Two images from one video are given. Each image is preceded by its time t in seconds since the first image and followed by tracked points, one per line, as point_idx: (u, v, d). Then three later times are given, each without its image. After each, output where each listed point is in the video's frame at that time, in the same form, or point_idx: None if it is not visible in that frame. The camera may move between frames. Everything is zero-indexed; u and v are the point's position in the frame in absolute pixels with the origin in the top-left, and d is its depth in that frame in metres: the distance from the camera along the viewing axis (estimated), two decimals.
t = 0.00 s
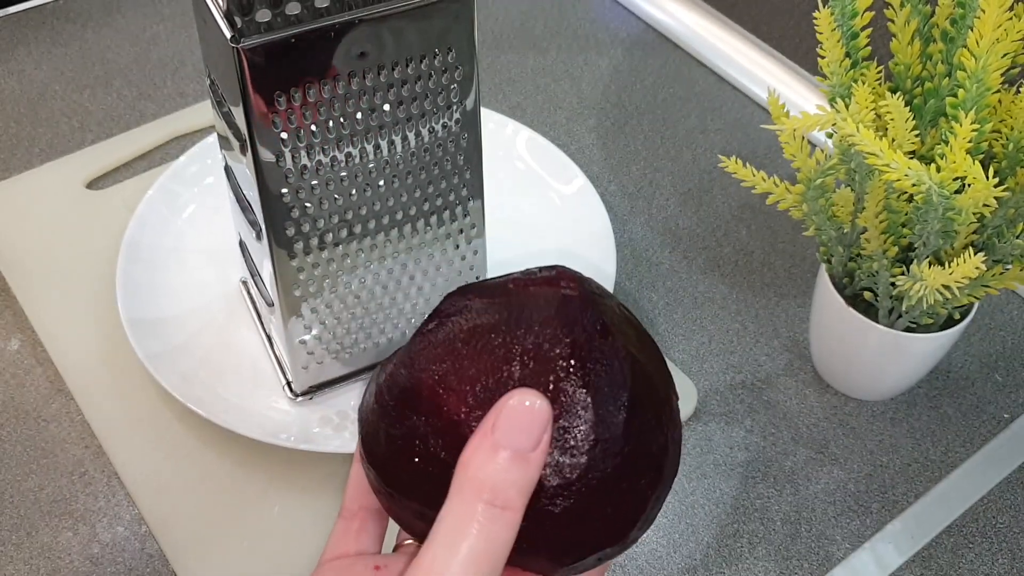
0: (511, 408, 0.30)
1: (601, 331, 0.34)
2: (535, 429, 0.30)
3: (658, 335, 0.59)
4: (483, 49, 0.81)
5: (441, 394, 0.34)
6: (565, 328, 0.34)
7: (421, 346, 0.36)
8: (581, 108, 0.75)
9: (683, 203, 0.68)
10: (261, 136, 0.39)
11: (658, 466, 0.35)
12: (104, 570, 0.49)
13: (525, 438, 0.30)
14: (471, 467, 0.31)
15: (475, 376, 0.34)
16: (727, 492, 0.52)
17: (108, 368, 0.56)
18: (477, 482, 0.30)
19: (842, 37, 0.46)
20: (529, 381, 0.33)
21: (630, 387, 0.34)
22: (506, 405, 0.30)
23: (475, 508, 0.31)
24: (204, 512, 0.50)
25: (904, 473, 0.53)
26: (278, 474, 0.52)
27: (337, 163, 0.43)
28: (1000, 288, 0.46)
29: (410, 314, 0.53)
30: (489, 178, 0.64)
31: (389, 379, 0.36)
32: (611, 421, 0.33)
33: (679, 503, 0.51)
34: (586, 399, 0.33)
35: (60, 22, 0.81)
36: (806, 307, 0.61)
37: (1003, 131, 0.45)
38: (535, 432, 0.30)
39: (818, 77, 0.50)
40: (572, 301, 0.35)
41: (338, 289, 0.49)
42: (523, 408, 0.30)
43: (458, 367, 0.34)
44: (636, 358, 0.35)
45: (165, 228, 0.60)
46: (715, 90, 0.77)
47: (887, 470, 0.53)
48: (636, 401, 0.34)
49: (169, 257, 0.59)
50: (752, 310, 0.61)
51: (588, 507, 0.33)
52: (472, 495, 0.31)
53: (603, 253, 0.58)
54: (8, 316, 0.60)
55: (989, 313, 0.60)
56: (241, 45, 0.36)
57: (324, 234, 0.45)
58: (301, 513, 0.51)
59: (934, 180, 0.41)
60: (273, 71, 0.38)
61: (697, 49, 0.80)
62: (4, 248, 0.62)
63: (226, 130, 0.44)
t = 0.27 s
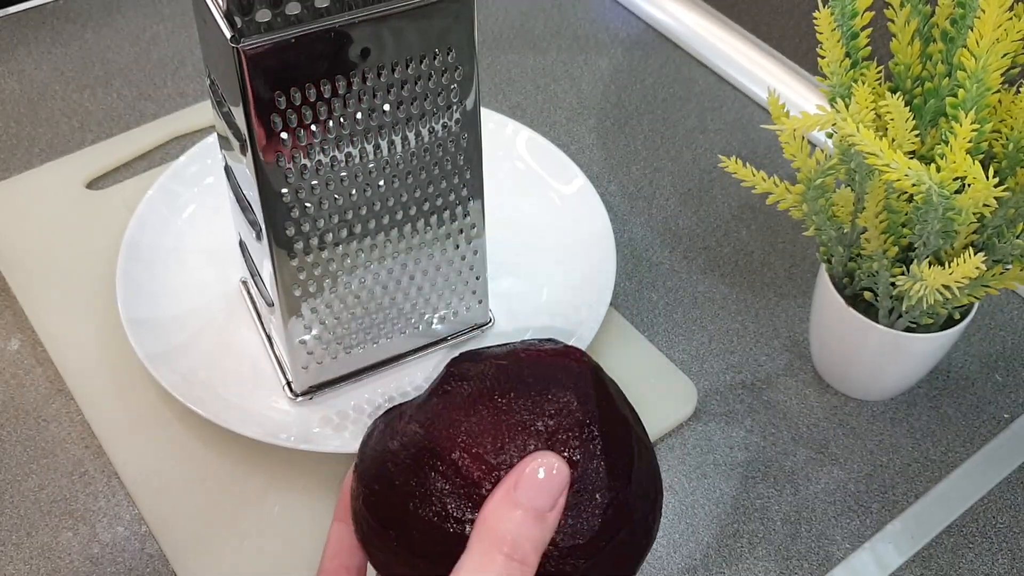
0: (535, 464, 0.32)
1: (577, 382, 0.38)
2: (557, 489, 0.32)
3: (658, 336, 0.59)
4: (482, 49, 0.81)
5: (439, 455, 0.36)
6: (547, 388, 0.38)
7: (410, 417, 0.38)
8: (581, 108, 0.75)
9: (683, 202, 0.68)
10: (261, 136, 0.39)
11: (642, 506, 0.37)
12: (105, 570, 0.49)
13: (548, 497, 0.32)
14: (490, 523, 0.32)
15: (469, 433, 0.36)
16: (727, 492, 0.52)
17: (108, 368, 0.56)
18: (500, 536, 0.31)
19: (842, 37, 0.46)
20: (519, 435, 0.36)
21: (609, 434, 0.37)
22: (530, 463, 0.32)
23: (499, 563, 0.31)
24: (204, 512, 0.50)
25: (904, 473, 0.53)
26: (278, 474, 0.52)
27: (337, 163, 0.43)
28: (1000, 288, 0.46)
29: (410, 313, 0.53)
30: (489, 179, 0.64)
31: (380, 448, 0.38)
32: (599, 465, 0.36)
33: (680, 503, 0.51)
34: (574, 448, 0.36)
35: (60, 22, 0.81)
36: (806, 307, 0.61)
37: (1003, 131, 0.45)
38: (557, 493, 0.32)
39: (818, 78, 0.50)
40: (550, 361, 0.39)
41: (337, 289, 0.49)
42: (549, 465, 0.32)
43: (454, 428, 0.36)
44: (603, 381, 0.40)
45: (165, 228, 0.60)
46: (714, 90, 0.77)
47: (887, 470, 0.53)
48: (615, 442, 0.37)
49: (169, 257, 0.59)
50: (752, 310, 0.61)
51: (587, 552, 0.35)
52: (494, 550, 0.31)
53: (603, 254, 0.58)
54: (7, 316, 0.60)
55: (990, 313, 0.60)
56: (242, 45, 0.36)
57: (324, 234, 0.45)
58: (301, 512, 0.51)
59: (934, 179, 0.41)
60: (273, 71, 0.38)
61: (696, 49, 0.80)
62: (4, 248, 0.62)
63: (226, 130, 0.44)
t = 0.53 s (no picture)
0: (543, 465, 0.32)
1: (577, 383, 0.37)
2: (564, 490, 0.32)
3: (658, 336, 0.59)
4: (483, 49, 0.81)
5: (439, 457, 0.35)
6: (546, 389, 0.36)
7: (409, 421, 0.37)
8: (581, 108, 0.75)
9: (683, 202, 0.68)
10: (260, 136, 0.39)
11: (645, 509, 0.36)
12: (105, 570, 0.49)
13: (555, 497, 0.32)
14: (496, 523, 0.32)
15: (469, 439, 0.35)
16: (726, 492, 0.52)
17: (108, 368, 0.56)
18: (507, 535, 0.32)
19: (842, 37, 0.46)
20: (520, 441, 0.35)
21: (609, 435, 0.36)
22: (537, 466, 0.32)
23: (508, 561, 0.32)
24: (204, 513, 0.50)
25: (904, 473, 0.53)
26: (278, 474, 0.52)
27: (336, 163, 0.43)
28: (1000, 288, 0.46)
29: (410, 313, 0.53)
30: (489, 179, 0.64)
31: (380, 454, 0.37)
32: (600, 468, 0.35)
33: (679, 503, 0.51)
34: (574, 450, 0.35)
35: (60, 22, 0.81)
36: (806, 306, 0.61)
37: (1003, 131, 0.45)
38: (563, 496, 0.32)
39: (818, 77, 0.50)
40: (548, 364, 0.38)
41: (337, 289, 0.49)
42: (555, 467, 0.32)
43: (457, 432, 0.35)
44: (603, 383, 0.39)
45: (165, 228, 0.60)
46: (714, 89, 0.77)
47: (887, 470, 0.53)
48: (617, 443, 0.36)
49: (169, 257, 0.59)
50: (752, 310, 0.61)
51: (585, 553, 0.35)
52: (501, 549, 0.32)
53: (603, 254, 0.58)
54: (7, 316, 0.60)
55: (990, 312, 0.60)
56: (241, 44, 0.36)
57: (324, 234, 0.45)
58: (302, 513, 0.51)
59: (934, 180, 0.41)
60: (273, 71, 0.38)
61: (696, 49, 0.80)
62: (3, 248, 0.62)
63: (226, 130, 0.44)
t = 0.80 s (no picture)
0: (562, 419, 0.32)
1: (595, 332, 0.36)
2: (583, 448, 0.32)
3: (658, 336, 0.59)
4: (483, 49, 0.81)
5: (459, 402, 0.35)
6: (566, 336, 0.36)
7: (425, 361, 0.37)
8: (581, 108, 0.75)
9: (683, 202, 0.68)
10: (260, 136, 0.39)
11: (657, 460, 0.37)
12: (105, 570, 0.49)
13: (574, 455, 0.31)
14: (507, 473, 0.32)
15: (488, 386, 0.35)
16: (726, 492, 0.52)
17: (107, 368, 0.56)
18: (516, 486, 0.32)
19: (842, 37, 0.46)
20: (535, 392, 0.34)
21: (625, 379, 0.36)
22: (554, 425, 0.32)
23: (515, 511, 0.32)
24: (202, 512, 0.50)
25: (904, 474, 0.53)
26: (277, 474, 0.52)
27: (337, 163, 0.43)
28: (1000, 288, 0.46)
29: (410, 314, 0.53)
30: (489, 179, 0.64)
31: (391, 396, 0.37)
32: (620, 420, 0.35)
33: (679, 503, 0.51)
34: (597, 398, 0.35)
35: (60, 22, 0.81)
36: (806, 306, 0.61)
37: (1003, 131, 0.45)
38: (580, 454, 0.32)
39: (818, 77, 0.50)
40: (564, 308, 0.37)
41: (337, 289, 0.49)
42: (574, 428, 0.31)
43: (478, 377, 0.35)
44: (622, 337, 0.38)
45: (165, 228, 0.60)
46: (714, 89, 0.77)
47: (887, 470, 0.53)
48: (635, 394, 0.36)
49: (169, 257, 0.59)
50: (752, 310, 0.61)
51: (598, 507, 0.35)
52: (508, 497, 0.32)
53: (603, 254, 0.58)
54: (7, 316, 0.60)
55: (989, 312, 0.61)
56: (242, 45, 0.36)
57: (324, 234, 0.45)
58: (301, 512, 0.51)
59: (934, 180, 0.41)
60: (273, 72, 0.38)
61: (696, 49, 0.80)
62: (3, 248, 0.62)
63: (226, 130, 0.44)
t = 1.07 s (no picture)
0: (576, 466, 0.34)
1: (601, 375, 0.39)
2: (592, 498, 0.34)
3: (658, 336, 0.59)
4: (483, 49, 0.81)
5: (473, 431, 0.37)
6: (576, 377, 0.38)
7: (436, 392, 0.39)
8: (581, 108, 0.75)
9: (683, 202, 0.68)
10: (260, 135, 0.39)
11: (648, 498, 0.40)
12: (105, 570, 0.49)
13: (583, 501, 0.33)
14: (517, 506, 0.34)
15: (500, 421, 0.37)
16: (726, 492, 0.52)
17: (107, 368, 0.56)
18: (524, 518, 0.33)
19: (842, 37, 0.46)
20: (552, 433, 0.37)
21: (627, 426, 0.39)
22: (572, 469, 0.34)
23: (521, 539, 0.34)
24: (202, 512, 0.50)
25: (904, 474, 0.53)
26: (278, 473, 0.52)
27: (337, 163, 0.43)
28: (1000, 288, 0.46)
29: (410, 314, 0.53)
30: (490, 179, 0.64)
31: (404, 421, 0.39)
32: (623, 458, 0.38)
33: (679, 504, 0.51)
34: (603, 441, 0.37)
35: (60, 22, 0.81)
36: (806, 306, 0.61)
37: (1003, 131, 0.45)
38: (589, 503, 0.34)
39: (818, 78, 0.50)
40: (574, 348, 0.40)
41: (337, 289, 0.49)
42: (587, 476, 0.33)
43: (494, 411, 0.37)
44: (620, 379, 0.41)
45: (165, 228, 0.60)
46: (714, 89, 0.77)
47: (887, 470, 0.53)
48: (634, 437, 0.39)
49: (169, 257, 0.59)
50: (752, 310, 0.61)
51: (593, 542, 0.38)
52: (514, 530, 0.33)
53: (603, 254, 0.58)
54: (7, 316, 0.60)
55: (990, 312, 0.61)
56: (241, 45, 0.36)
57: (324, 234, 0.45)
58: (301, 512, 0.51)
59: (934, 180, 0.41)
60: (273, 72, 0.38)
61: (696, 49, 0.80)
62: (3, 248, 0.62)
63: (226, 130, 0.44)
